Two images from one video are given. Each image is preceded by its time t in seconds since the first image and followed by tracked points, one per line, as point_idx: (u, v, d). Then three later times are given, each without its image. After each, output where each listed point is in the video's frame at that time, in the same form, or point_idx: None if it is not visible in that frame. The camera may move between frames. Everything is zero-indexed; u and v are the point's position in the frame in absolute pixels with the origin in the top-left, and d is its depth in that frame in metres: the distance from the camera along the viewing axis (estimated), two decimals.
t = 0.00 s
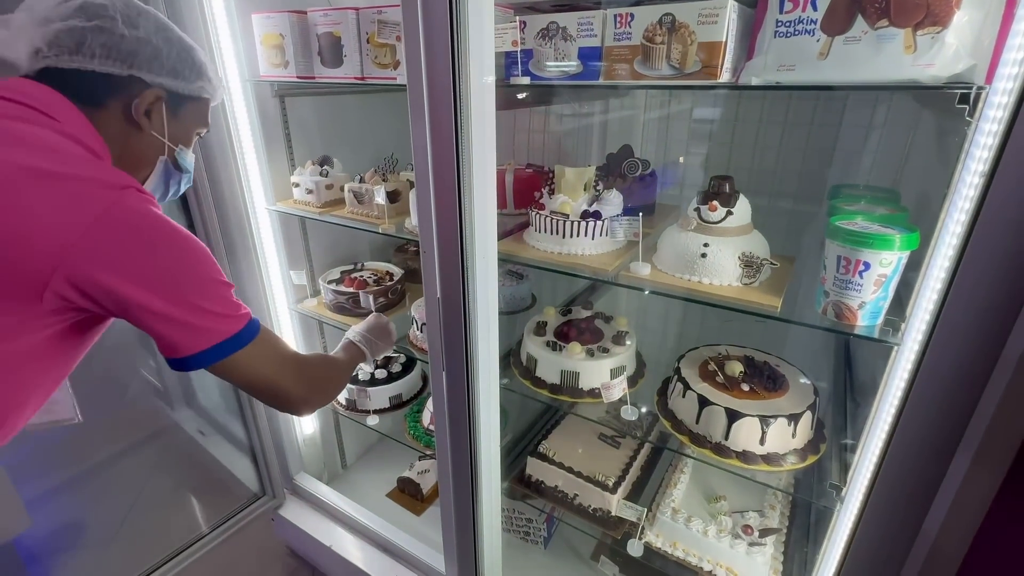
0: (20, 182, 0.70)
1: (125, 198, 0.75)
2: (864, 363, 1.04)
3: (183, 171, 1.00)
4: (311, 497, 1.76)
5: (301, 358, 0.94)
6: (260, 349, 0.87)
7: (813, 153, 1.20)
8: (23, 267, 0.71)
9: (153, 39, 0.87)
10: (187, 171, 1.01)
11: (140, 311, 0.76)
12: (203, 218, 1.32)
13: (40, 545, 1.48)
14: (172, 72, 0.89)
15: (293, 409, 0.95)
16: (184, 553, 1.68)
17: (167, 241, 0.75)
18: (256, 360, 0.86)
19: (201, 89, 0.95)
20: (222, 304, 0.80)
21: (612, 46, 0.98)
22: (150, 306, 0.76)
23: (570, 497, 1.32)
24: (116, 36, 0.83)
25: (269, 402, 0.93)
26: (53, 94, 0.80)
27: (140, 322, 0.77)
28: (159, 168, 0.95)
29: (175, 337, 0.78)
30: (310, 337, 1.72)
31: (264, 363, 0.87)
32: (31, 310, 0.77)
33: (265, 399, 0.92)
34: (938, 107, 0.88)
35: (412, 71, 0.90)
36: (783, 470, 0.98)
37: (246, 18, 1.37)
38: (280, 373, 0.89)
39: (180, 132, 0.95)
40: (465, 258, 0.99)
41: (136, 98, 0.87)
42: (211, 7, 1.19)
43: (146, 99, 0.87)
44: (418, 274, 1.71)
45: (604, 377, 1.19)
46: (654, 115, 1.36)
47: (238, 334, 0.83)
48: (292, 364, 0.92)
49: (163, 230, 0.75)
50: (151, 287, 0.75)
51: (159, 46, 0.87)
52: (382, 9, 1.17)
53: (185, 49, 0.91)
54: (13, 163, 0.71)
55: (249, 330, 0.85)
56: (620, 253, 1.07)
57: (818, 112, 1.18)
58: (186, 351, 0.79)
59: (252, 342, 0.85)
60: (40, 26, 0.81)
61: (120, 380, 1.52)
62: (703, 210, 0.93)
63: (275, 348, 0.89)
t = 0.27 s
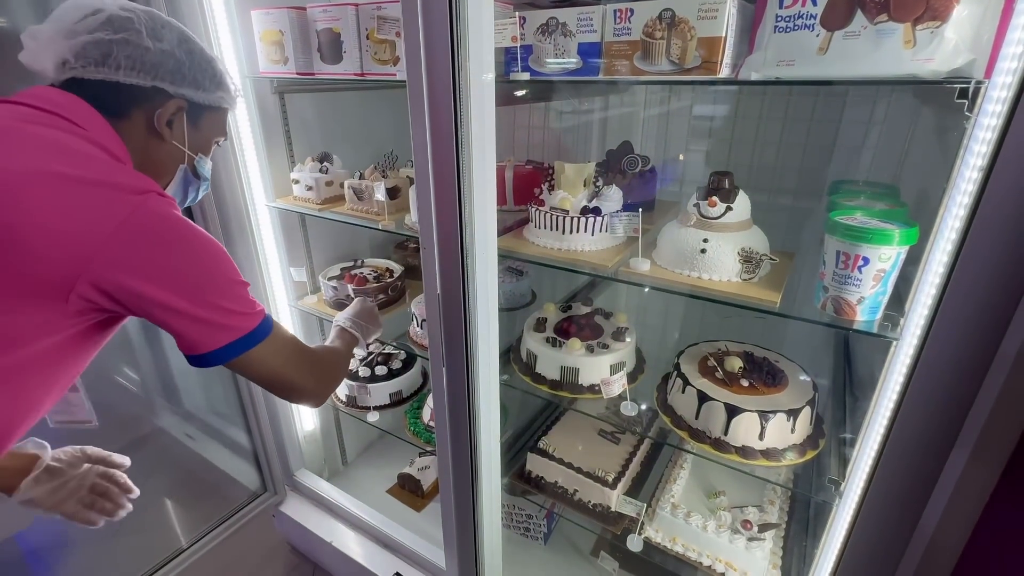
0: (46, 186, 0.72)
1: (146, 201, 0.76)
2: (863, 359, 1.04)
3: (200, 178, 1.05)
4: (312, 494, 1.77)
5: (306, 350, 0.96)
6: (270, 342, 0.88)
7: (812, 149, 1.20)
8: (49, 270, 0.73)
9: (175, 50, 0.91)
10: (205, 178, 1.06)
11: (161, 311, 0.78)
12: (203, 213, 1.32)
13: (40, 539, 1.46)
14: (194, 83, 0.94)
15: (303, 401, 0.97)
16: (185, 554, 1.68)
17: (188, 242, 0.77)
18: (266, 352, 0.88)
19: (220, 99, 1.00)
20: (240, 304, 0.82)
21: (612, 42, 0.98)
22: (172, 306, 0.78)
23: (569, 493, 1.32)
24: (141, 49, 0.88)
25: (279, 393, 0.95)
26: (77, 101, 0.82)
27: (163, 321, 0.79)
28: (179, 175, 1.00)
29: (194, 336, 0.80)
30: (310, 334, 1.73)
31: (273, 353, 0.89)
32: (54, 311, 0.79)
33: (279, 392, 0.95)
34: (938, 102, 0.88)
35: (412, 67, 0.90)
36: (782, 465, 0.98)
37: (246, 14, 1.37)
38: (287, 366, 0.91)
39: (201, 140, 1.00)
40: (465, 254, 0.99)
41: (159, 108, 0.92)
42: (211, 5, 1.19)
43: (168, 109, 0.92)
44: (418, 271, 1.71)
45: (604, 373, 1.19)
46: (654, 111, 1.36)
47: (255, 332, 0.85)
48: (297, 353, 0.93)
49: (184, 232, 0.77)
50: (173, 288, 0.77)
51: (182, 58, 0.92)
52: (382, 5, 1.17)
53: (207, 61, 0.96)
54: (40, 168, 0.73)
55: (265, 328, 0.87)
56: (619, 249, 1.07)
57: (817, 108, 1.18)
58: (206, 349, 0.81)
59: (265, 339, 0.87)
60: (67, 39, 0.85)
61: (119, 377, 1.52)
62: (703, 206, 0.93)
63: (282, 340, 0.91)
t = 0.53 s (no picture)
0: (55, 188, 0.72)
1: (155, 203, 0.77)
2: (863, 359, 1.04)
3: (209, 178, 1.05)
4: (313, 494, 1.77)
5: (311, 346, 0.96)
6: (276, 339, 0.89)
7: (813, 150, 1.20)
8: (58, 273, 0.73)
9: (182, 51, 0.91)
10: (213, 180, 1.07)
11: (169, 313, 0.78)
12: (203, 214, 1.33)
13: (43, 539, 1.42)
14: (201, 84, 0.94)
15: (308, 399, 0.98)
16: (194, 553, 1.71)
17: (195, 244, 0.77)
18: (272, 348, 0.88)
19: (228, 99, 1.00)
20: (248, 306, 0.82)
21: (612, 43, 0.98)
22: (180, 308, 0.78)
23: (570, 492, 1.32)
24: (147, 50, 0.88)
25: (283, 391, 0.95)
26: (82, 105, 0.83)
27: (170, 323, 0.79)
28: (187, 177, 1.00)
29: (202, 338, 0.80)
30: (311, 334, 1.73)
31: (279, 349, 0.89)
32: (61, 313, 0.78)
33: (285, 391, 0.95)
34: (939, 103, 0.88)
35: (412, 68, 0.90)
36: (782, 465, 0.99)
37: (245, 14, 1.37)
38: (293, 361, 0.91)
39: (208, 141, 1.00)
40: (466, 255, 0.99)
41: (165, 110, 0.92)
42: (211, 5, 1.20)
43: (175, 110, 0.92)
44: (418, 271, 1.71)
45: (604, 373, 1.20)
46: (654, 111, 1.36)
47: (262, 333, 0.85)
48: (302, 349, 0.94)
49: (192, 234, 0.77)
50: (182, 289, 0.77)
51: (188, 59, 0.92)
52: (382, 5, 1.16)
53: (214, 61, 0.96)
54: (48, 171, 0.73)
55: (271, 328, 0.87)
56: (619, 249, 1.07)
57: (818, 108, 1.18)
58: (214, 349, 0.82)
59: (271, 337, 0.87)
60: (74, 41, 0.86)
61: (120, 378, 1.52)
62: (703, 207, 0.93)
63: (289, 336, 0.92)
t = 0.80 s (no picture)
0: (55, 169, 0.73)
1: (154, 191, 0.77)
2: (864, 354, 1.05)
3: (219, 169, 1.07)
4: (315, 490, 1.78)
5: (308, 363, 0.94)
6: (270, 353, 0.87)
7: (814, 146, 1.20)
8: (51, 254, 0.73)
9: (183, 41, 0.92)
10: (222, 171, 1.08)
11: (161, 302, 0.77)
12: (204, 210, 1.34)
13: (47, 536, 1.41)
14: (203, 74, 0.94)
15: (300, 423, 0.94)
16: (199, 551, 1.71)
17: (191, 234, 0.77)
18: (264, 364, 0.86)
19: (234, 88, 1.00)
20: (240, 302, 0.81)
21: (613, 39, 0.98)
22: (170, 298, 0.77)
23: (571, 488, 1.33)
24: (148, 40, 0.88)
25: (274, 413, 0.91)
26: (90, 97, 0.84)
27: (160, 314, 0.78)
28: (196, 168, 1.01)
29: (190, 333, 0.79)
30: (312, 331, 1.74)
31: (273, 366, 0.87)
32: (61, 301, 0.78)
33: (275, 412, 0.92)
34: (940, 99, 0.88)
35: (414, 65, 0.90)
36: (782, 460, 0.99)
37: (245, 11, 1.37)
38: (288, 380, 0.89)
39: (214, 132, 1.01)
40: (468, 251, 0.99)
41: (168, 99, 0.92)
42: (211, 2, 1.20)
43: (178, 100, 0.92)
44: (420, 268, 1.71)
45: (605, 369, 1.20)
46: (655, 107, 1.36)
47: (252, 333, 0.84)
48: (298, 365, 0.92)
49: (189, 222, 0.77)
50: (174, 279, 0.77)
51: (190, 48, 0.92)
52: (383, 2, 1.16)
53: (216, 51, 0.96)
54: (48, 154, 0.73)
55: (264, 332, 0.86)
56: (620, 246, 1.08)
57: (819, 104, 1.18)
58: (200, 347, 0.80)
59: (263, 348, 0.86)
60: (80, 34, 0.87)
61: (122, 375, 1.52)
62: (704, 203, 0.93)
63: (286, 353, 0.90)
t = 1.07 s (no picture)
0: (45, 122, 0.74)
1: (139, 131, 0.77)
2: (868, 346, 1.05)
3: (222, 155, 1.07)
4: (319, 483, 1.79)
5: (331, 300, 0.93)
6: (286, 288, 0.85)
7: (818, 138, 1.20)
8: (50, 206, 0.75)
9: (178, 27, 0.92)
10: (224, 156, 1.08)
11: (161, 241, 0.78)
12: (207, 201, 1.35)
13: (55, 529, 1.41)
14: (199, 59, 0.95)
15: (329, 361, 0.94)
16: (204, 549, 1.72)
17: (177, 168, 0.76)
18: (279, 296, 0.84)
19: (229, 76, 1.00)
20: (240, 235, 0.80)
21: (618, 31, 0.98)
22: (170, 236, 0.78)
23: (575, 480, 1.34)
24: (144, 25, 0.90)
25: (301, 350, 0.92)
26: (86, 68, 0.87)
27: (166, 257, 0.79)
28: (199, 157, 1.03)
29: (196, 268, 0.79)
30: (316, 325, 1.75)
31: (290, 301, 0.86)
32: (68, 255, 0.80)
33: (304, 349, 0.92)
34: (946, 90, 0.88)
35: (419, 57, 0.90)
36: (785, 451, 1.00)
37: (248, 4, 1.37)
38: (306, 314, 0.88)
39: (212, 119, 1.01)
40: (472, 243, 0.99)
41: (165, 84, 0.93)
42: None
43: (174, 85, 0.93)
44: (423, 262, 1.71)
45: (609, 362, 1.20)
46: (659, 100, 1.36)
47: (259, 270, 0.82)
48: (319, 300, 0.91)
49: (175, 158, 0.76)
50: (169, 216, 0.77)
51: (185, 34, 0.93)
52: None
53: (212, 37, 0.96)
54: (40, 114, 0.75)
55: (273, 267, 0.84)
56: (623, 238, 1.08)
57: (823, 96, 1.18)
58: (209, 284, 0.80)
59: (277, 280, 0.84)
60: (79, 22, 0.89)
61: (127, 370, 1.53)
62: (709, 195, 0.93)
63: (305, 288, 0.89)
